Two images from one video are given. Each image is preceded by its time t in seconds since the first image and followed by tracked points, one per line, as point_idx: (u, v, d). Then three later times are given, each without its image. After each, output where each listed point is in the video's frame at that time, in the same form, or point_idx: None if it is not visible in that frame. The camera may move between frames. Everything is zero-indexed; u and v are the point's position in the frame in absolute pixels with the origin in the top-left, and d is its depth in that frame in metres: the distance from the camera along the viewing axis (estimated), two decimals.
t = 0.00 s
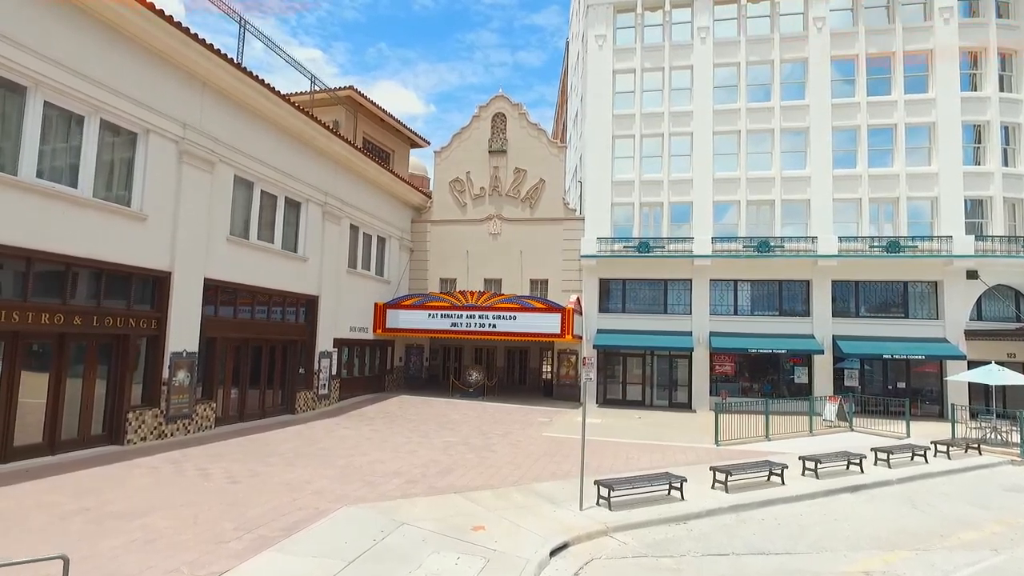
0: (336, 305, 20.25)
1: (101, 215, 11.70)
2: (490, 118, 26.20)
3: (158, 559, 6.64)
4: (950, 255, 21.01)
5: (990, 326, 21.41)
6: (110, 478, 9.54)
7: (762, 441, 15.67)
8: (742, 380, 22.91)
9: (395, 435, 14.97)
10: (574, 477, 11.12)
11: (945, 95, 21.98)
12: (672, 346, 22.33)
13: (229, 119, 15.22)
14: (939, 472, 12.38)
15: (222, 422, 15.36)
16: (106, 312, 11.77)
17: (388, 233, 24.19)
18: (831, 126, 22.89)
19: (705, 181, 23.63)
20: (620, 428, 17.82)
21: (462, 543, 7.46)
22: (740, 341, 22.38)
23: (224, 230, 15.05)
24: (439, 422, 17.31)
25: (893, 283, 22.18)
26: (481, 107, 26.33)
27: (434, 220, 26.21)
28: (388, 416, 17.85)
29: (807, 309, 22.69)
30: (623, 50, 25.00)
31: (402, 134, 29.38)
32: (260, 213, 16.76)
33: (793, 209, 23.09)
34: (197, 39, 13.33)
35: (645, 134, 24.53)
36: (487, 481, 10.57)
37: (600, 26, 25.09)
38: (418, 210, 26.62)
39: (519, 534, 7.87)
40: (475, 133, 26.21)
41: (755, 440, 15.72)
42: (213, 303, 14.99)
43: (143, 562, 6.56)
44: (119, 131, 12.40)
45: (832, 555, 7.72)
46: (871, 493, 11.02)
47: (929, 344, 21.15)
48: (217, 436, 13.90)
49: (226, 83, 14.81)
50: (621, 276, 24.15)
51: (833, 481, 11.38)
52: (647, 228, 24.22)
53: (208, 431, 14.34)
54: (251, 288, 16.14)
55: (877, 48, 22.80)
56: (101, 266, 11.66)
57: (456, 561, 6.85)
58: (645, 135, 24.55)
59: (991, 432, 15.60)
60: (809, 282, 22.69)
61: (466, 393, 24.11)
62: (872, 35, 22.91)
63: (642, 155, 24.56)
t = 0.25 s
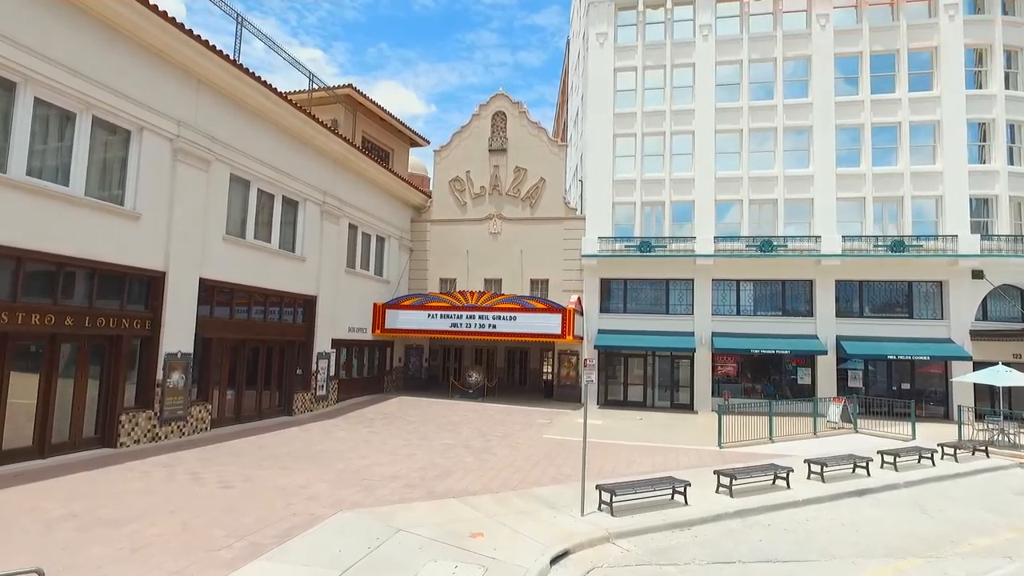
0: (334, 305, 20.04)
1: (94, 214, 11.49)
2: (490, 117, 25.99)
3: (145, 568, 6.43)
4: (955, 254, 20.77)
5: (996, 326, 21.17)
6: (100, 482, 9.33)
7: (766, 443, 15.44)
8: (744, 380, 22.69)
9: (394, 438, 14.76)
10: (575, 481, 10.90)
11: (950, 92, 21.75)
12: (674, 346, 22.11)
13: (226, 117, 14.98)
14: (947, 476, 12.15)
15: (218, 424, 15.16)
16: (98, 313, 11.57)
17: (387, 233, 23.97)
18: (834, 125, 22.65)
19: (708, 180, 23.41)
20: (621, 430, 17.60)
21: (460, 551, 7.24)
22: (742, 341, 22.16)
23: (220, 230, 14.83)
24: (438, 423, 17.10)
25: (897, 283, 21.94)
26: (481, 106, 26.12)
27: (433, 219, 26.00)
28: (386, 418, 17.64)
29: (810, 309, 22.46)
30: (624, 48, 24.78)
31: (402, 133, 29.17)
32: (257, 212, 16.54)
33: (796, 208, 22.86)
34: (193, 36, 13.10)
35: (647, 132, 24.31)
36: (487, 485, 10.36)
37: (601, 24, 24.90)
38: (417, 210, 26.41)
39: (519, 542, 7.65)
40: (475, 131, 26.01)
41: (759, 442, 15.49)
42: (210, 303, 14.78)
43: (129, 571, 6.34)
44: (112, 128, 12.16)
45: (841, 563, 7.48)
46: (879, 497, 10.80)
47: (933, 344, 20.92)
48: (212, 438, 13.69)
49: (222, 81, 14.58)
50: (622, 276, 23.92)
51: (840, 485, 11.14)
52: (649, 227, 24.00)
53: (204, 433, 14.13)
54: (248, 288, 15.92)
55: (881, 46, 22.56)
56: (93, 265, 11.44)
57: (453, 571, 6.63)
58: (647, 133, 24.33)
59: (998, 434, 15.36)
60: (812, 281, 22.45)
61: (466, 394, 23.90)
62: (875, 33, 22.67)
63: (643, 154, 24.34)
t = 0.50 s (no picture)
0: (332, 305, 19.77)
1: (84, 212, 11.21)
2: (490, 115, 25.72)
3: None
4: (962, 253, 20.46)
5: (1003, 327, 20.86)
6: (87, 488, 9.04)
7: (771, 446, 15.14)
8: (748, 381, 22.39)
9: (392, 441, 14.47)
10: (577, 486, 10.61)
11: (957, 89, 21.44)
12: (677, 347, 21.83)
13: (221, 113, 14.70)
14: (958, 480, 11.86)
15: (212, 426, 14.87)
16: (88, 313, 11.29)
17: (386, 232, 23.69)
18: (839, 122, 22.35)
19: (711, 178, 23.13)
20: (624, 432, 17.32)
21: (458, 561, 6.95)
22: (746, 342, 21.87)
23: (215, 228, 14.55)
24: (437, 426, 16.81)
25: (903, 283, 21.64)
26: (482, 104, 25.84)
27: (433, 218, 25.72)
28: (385, 420, 17.36)
29: (814, 309, 22.17)
30: (626, 45, 24.50)
31: (402, 132, 28.89)
32: (253, 211, 16.26)
33: (800, 207, 22.57)
34: (186, 30, 12.81)
35: (649, 130, 24.02)
36: (486, 491, 10.07)
37: (603, 21, 24.62)
38: (417, 209, 26.12)
39: (520, 551, 7.36)
40: (475, 129, 25.73)
41: (764, 445, 15.19)
42: (204, 303, 14.49)
43: None
44: (103, 124, 11.87)
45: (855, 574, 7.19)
46: (889, 503, 10.50)
47: (940, 345, 20.61)
48: (206, 441, 13.40)
49: (217, 76, 14.29)
50: (623, 276, 23.63)
51: (849, 490, 10.85)
52: (651, 226, 23.70)
53: (198, 435, 13.85)
54: (243, 287, 15.64)
55: (887, 42, 22.25)
56: (83, 264, 11.15)
57: None
58: (649, 131, 24.04)
59: (1008, 437, 15.06)
60: (817, 281, 22.16)
61: (465, 395, 23.62)
62: (881, 29, 22.36)
63: (645, 152, 24.06)
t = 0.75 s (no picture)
0: (330, 304, 19.45)
1: (74, 210, 10.90)
2: (490, 112, 25.38)
3: None
4: (971, 252, 20.10)
5: (1012, 327, 20.51)
6: (72, 496, 8.72)
7: (778, 449, 14.80)
8: (752, 382, 22.04)
9: (389, 444, 14.15)
10: (580, 492, 10.28)
11: (964, 85, 21.09)
12: (680, 347, 21.50)
13: (214, 108, 14.36)
14: (971, 485, 11.51)
15: (206, 429, 14.54)
16: (76, 313, 10.96)
17: (385, 230, 23.36)
18: (844, 119, 22.00)
19: (714, 176, 22.79)
20: (626, 434, 17.00)
21: (456, 573, 6.62)
22: (750, 342, 21.55)
23: (209, 226, 14.22)
24: (436, 428, 16.48)
25: (910, 282, 21.28)
26: (482, 101, 25.50)
27: (432, 217, 25.39)
28: (383, 422, 17.03)
29: (819, 309, 21.84)
30: (628, 41, 24.16)
31: (401, 130, 28.56)
32: (247, 209, 15.93)
33: (805, 206, 22.22)
34: (177, 23, 12.48)
35: (651, 128, 23.69)
36: (486, 497, 9.74)
37: (604, 17, 24.29)
38: (416, 208, 25.79)
39: (520, 562, 7.03)
40: (475, 127, 25.39)
41: (771, 448, 14.84)
42: (197, 303, 14.15)
43: None
44: (92, 119, 11.54)
45: None
46: (902, 509, 10.17)
47: (948, 345, 20.26)
48: (198, 444, 13.07)
49: (210, 71, 13.96)
50: (625, 276, 23.29)
51: (860, 496, 10.51)
52: (653, 225, 23.37)
53: (190, 438, 13.52)
54: (238, 286, 15.31)
55: (893, 38, 21.90)
56: (71, 263, 10.82)
57: None
58: (651, 129, 23.71)
59: (1021, 440, 14.71)
60: (822, 280, 21.82)
61: (465, 396, 23.29)
62: (887, 25, 22.01)
63: (648, 149, 23.73)
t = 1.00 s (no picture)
0: (328, 303, 19.09)
1: (61, 206, 10.54)
2: (491, 109, 25.01)
3: None
4: (981, 251, 19.70)
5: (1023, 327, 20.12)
6: (55, 503, 8.35)
7: (787, 452, 14.42)
8: (757, 383, 21.75)
9: (388, 446, 13.78)
10: (584, 498, 9.91)
11: (974, 81, 20.70)
12: (684, 348, 21.12)
13: (207, 103, 14.00)
14: (988, 490, 11.14)
15: (200, 431, 14.17)
16: (62, 313, 10.61)
17: (384, 229, 22.99)
18: (852, 116, 21.61)
19: (719, 173, 22.42)
20: (631, 437, 16.62)
21: None
22: (755, 342, 21.18)
23: (202, 223, 13.85)
24: (435, 430, 16.12)
25: (919, 281, 20.90)
26: (482, 98, 25.12)
27: (432, 215, 25.03)
28: (381, 424, 16.67)
29: (826, 309, 21.46)
30: (631, 37, 23.78)
31: (400, 127, 28.20)
32: (242, 206, 15.55)
33: (811, 204, 21.83)
34: (169, 14, 12.12)
35: (655, 124, 23.32)
36: (487, 504, 9.37)
37: (607, 12, 23.90)
38: (415, 206, 25.43)
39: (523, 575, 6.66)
40: (476, 124, 25.03)
41: (779, 451, 14.47)
42: (190, 303, 13.78)
43: None
44: (80, 113, 11.18)
45: None
46: (919, 516, 9.79)
47: (958, 345, 19.87)
48: (191, 448, 12.71)
49: (203, 64, 13.59)
50: (628, 275, 22.91)
51: (875, 502, 10.13)
52: (657, 223, 23.00)
53: (183, 441, 13.15)
54: (233, 286, 14.95)
55: (901, 33, 21.51)
56: (57, 261, 10.45)
57: None
58: (655, 125, 23.34)
59: None
60: (829, 280, 21.44)
61: (466, 397, 22.92)
62: (895, 19, 21.62)
63: (651, 147, 23.36)
